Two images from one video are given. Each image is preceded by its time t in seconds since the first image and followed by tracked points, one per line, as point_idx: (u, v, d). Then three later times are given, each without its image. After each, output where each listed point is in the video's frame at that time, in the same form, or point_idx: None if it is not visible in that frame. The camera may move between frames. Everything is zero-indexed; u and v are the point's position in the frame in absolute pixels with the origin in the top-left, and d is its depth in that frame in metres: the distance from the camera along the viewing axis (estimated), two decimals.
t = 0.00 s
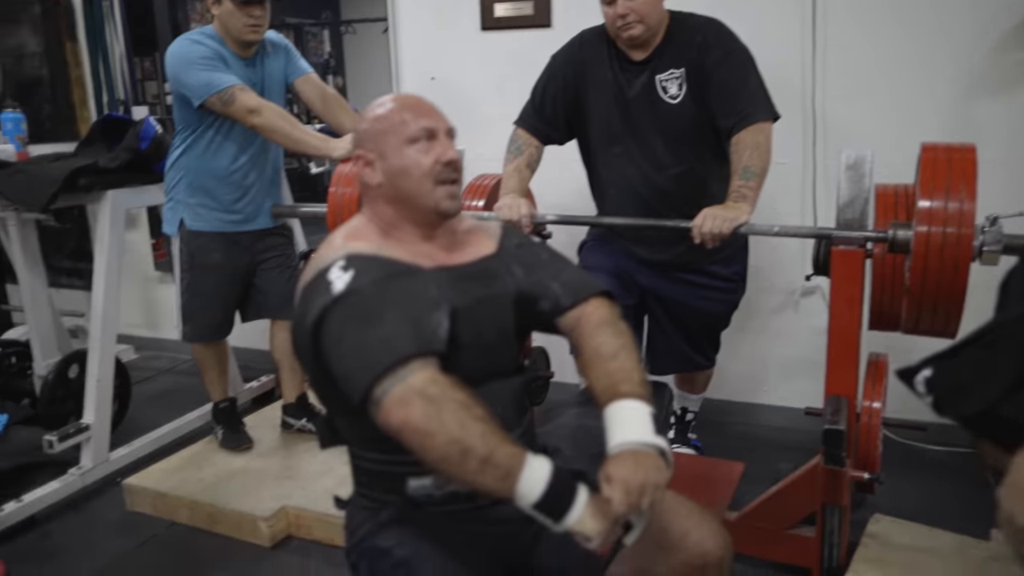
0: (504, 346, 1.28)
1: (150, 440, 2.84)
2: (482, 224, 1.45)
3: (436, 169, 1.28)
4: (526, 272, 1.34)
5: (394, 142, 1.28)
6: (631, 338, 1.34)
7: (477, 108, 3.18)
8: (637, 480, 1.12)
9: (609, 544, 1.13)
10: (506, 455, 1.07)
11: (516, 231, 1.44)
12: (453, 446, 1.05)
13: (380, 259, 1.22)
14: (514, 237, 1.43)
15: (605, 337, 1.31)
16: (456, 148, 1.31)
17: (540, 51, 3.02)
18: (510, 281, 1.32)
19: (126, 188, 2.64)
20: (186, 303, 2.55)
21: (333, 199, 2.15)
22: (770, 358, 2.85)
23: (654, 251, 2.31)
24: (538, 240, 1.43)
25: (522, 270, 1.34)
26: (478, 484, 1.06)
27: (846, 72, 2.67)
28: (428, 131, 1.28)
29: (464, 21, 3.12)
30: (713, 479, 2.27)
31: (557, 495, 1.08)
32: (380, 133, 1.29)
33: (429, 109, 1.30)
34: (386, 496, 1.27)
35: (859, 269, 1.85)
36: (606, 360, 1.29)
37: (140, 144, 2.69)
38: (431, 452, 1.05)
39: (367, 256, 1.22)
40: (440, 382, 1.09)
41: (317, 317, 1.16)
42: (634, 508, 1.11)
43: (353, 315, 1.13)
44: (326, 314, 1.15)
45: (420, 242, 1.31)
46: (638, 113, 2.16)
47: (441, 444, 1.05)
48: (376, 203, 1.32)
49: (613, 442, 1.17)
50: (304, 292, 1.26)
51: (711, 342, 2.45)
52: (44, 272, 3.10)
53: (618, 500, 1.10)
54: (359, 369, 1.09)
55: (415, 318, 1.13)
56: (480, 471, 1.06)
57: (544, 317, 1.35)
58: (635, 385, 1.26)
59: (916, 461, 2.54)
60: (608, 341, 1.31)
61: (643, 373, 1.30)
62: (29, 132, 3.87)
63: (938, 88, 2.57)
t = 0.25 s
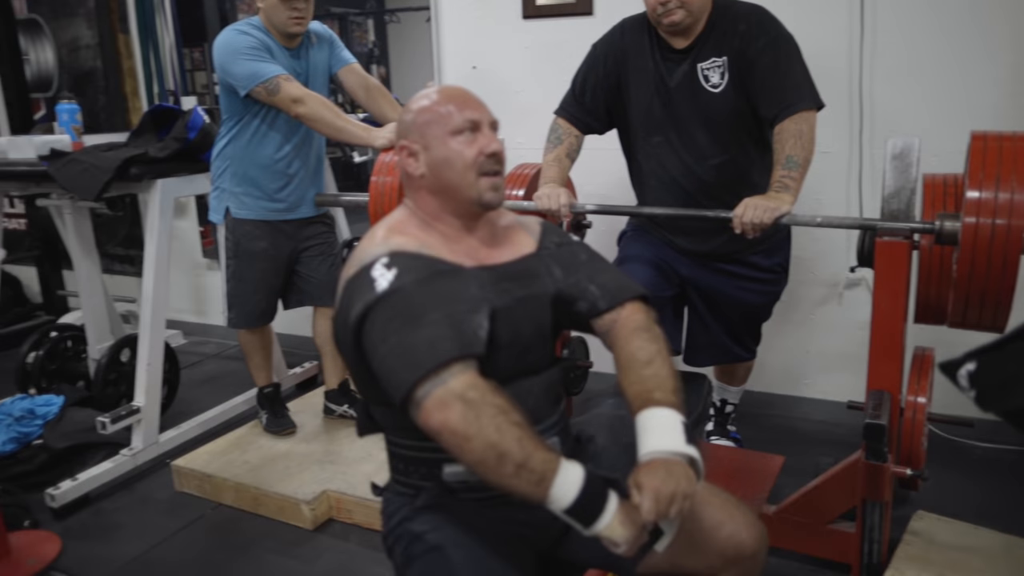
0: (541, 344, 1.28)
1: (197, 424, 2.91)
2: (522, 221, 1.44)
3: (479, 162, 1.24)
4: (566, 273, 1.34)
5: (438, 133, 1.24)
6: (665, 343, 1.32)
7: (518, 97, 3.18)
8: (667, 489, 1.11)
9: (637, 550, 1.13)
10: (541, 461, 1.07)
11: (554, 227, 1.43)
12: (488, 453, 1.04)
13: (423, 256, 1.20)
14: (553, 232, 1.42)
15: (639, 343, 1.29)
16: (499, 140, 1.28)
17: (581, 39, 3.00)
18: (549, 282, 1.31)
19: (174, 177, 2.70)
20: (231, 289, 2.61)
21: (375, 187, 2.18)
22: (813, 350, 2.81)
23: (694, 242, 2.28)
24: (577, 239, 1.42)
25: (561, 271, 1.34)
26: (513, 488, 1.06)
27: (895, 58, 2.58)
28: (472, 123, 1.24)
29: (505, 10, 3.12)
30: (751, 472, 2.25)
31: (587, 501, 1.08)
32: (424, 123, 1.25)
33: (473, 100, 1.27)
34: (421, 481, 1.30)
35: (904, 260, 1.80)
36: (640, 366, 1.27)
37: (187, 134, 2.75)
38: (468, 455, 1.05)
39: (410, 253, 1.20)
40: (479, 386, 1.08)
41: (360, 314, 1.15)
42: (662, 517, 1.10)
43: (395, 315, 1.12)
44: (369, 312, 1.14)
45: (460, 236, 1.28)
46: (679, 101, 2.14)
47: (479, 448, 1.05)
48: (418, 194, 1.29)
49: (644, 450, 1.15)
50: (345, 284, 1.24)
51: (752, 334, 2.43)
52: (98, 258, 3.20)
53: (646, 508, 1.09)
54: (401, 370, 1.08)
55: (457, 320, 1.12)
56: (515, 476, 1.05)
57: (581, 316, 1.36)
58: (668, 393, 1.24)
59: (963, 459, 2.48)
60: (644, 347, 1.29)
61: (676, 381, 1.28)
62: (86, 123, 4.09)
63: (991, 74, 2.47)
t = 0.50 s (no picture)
0: (563, 345, 1.29)
1: (237, 416, 2.98)
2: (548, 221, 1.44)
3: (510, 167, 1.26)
4: (589, 274, 1.34)
5: (472, 134, 1.25)
6: (687, 347, 1.33)
7: (553, 94, 3.19)
8: (683, 494, 1.12)
9: (652, 555, 1.14)
10: (556, 467, 1.09)
11: (580, 227, 1.43)
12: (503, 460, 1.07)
13: (447, 259, 1.21)
14: (578, 232, 1.43)
15: (661, 348, 1.31)
16: (531, 145, 1.29)
17: (617, 36, 2.99)
18: (572, 284, 1.31)
19: (216, 174, 2.76)
20: (268, 284, 2.66)
21: (408, 184, 2.20)
22: (851, 349, 2.76)
23: (728, 240, 2.27)
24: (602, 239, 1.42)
25: (584, 273, 1.34)
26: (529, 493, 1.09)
27: (936, 50, 2.50)
28: (506, 127, 1.25)
29: (541, 7, 3.12)
30: (784, 473, 2.23)
31: (603, 505, 1.10)
32: (459, 123, 1.26)
33: (508, 103, 1.27)
34: (444, 473, 1.33)
35: (942, 258, 1.76)
36: (661, 371, 1.29)
37: (228, 132, 2.82)
38: (485, 459, 1.07)
39: (434, 256, 1.21)
40: (498, 393, 1.10)
41: (384, 316, 1.17)
42: (677, 522, 1.12)
43: (418, 319, 1.13)
44: (392, 314, 1.16)
45: (484, 239, 1.29)
46: (712, 98, 2.12)
47: (496, 453, 1.07)
48: (447, 193, 1.30)
49: (662, 455, 1.18)
50: (370, 283, 1.26)
51: (787, 333, 2.40)
52: (143, 253, 3.28)
53: (662, 512, 1.11)
54: (422, 374, 1.10)
55: (477, 325, 1.13)
56: (531, 481, 1.08)
57: (604, 318, 1.35)
58: (688, 399, 1.27)
59: (1005, 461, 2.42)
60: (666, 351, 1.30)
61: (697, 387, 1.30)
62: (133, 122, 4.21)
63: None
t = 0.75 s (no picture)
0: (574, 346, 1.30)
1: (264, 410, 3.03)
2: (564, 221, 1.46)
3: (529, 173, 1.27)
4: (602, 275, 1.35)
5: (493, 139, 1.26)
6: (698, 350, 1.34)
7: (579, 94, 3.19)
8: (689, 496, 1.13)
9: (657, 555, 1.15)
10: (562, 466, 1.11)
11: (595, 228, 1.45)
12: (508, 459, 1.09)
13: (460, 259, 1.23)
14: (593, 233, 1.44)
15: (672, 349, 1.31)
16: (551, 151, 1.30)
17: (643, 36, 2.98)
18: (585, 284, 1.32)
19: (245, 171, 2.81)
20: (294, 280, 2.71)
21: (433, 182, 2.22)
22: (877, 352, 2.73)
23: (751, 241, 2.25)
24: (618, 240, 1.44)
25: (598, 274, 1.35)
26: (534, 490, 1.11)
27: (970, 47, 2.42)
28: (528, 132, 1.26)
29: (568, 8, 3.13)
30: (805, 476, 2.21)
31: (608, 505, 1.11)
32: (480, 127, 1.27)
33: (530, 109, 1.28)
34: (457, 469, 1.34)
35: (967, 261, 1.74)
36: (672, 373, 1.30)
37: (257, 131, 2.86)
38: (491, 456, 1.10)
39: (447, 255, 1.23)
40: (506, 391, 1.11)
41: (397, 314, 1.19)
42: (683, 524, 1.13)
43: (429, 317, 1.16)
44: (405, 312, 1.18)
45: (499, 240, 1.31)
46: (736, 98, 2.11)
47: (502, 450, 1.09)
48: (466, 195, 1.32)
49: (669, 456, 1.19)
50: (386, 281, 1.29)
51: (810, 335, 2.38)
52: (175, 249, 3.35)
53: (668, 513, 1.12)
54: (432, 371, 1.12)
55: (487, 325, 1.15)
56: (536, 479, 1.10)
57: (617, 320, 1.36)
58: (698, 401, 1.27)
59: None
60: (676, 353, 1.31)
61: (706, 389, 1.30)
62: (167, 120, 4.30)
63: None
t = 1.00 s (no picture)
0: (586, 343, 1.31)
1: (284, 404, 3.08)
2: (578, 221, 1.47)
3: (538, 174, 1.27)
4: (614, 273, 1.36)
5: (503, 141, 1.27)
6: (710, 347, 1.34)
7: (601, 94, 3.19)
8: (696, 493, 1.14)
9: (664, 549, 1.16)
10: (571, 459, 1.12)
11: (608, 227, 1.46)
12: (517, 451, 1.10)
13: (473, 255, 1.25)
14: (606, 232, 1.45)
15: (684, 346, 1.32)
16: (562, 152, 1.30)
17: (665, 36, 2.98)
18: (597, 281, 1.33)
19: (270, 169, 2.85)
20: (315, 277, 2.74)
21: (453, 181, 2.22)
22: (898, 357, 2.71)
23: (769, 242, 2.24)
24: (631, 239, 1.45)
25: (610, 271, 1.36)
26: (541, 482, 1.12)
27: (997, 48, 2.38)
28: (537, 134, 1.27)
29: (590, 8, 3.13)
30: (821, 479, 2.20)
31: (616, 499, 1.12)
32: (491, 128, 1.28)
33: (542, 110, 1.29)
34: (470, 464, 1.36)
35: (988, 264, 1.72)
36: (682, 369, 1.30)
37: (281, 129, 2.90)
38: (500, 449, 1.11)
39: (460, 252, 1.25)
40: (515, 384, 1.13)
41: (410, 308, 1.21)
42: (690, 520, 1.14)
43: (440, 311, 1.17)
44: (417, 306, 1.20)
45: (512, 238, 1.33)
46: (756, 99, 2.10)
47: (511, 443, 1.10)
48: (478, 195, 1.33)
49: (677, 452, 1.19)
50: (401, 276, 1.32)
51: (830, 338, 2.37)
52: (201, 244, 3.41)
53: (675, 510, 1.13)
54: (442, 364, 1.14)
55: (498, 319, 1.17)
56: (544, 471, 1.11)
57: (629, 318, 1.37)
58: (708, 398, 1.27)
59: None
60: (687, 350, 1.31)
61: (717, 385, 1.30)
62: (194, 118, 4.36)
63: None
